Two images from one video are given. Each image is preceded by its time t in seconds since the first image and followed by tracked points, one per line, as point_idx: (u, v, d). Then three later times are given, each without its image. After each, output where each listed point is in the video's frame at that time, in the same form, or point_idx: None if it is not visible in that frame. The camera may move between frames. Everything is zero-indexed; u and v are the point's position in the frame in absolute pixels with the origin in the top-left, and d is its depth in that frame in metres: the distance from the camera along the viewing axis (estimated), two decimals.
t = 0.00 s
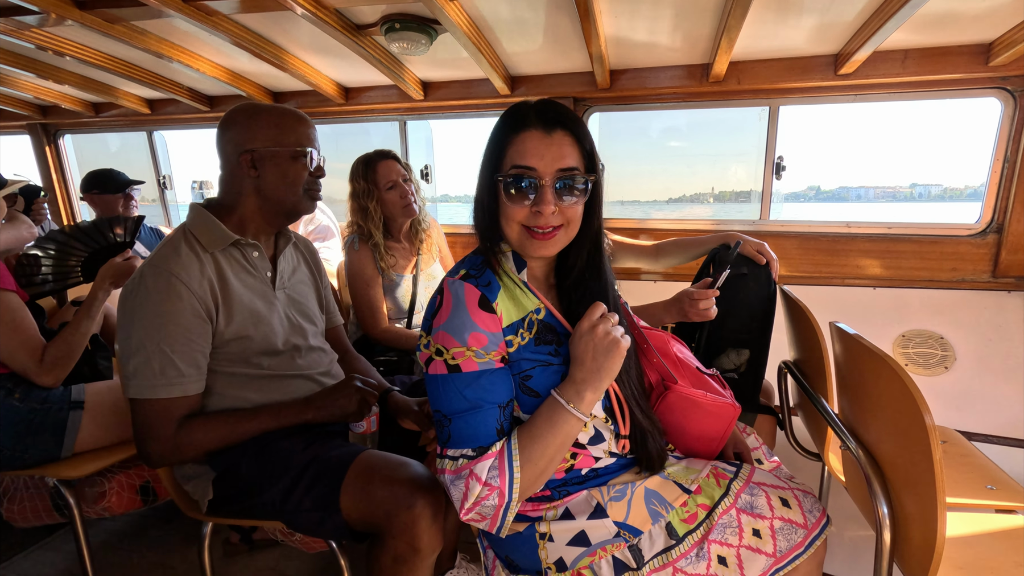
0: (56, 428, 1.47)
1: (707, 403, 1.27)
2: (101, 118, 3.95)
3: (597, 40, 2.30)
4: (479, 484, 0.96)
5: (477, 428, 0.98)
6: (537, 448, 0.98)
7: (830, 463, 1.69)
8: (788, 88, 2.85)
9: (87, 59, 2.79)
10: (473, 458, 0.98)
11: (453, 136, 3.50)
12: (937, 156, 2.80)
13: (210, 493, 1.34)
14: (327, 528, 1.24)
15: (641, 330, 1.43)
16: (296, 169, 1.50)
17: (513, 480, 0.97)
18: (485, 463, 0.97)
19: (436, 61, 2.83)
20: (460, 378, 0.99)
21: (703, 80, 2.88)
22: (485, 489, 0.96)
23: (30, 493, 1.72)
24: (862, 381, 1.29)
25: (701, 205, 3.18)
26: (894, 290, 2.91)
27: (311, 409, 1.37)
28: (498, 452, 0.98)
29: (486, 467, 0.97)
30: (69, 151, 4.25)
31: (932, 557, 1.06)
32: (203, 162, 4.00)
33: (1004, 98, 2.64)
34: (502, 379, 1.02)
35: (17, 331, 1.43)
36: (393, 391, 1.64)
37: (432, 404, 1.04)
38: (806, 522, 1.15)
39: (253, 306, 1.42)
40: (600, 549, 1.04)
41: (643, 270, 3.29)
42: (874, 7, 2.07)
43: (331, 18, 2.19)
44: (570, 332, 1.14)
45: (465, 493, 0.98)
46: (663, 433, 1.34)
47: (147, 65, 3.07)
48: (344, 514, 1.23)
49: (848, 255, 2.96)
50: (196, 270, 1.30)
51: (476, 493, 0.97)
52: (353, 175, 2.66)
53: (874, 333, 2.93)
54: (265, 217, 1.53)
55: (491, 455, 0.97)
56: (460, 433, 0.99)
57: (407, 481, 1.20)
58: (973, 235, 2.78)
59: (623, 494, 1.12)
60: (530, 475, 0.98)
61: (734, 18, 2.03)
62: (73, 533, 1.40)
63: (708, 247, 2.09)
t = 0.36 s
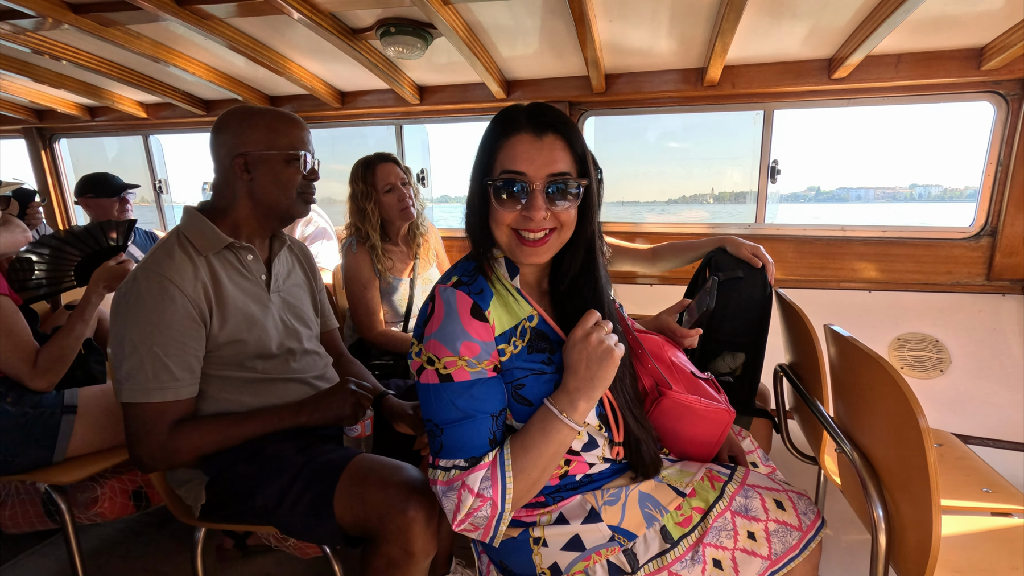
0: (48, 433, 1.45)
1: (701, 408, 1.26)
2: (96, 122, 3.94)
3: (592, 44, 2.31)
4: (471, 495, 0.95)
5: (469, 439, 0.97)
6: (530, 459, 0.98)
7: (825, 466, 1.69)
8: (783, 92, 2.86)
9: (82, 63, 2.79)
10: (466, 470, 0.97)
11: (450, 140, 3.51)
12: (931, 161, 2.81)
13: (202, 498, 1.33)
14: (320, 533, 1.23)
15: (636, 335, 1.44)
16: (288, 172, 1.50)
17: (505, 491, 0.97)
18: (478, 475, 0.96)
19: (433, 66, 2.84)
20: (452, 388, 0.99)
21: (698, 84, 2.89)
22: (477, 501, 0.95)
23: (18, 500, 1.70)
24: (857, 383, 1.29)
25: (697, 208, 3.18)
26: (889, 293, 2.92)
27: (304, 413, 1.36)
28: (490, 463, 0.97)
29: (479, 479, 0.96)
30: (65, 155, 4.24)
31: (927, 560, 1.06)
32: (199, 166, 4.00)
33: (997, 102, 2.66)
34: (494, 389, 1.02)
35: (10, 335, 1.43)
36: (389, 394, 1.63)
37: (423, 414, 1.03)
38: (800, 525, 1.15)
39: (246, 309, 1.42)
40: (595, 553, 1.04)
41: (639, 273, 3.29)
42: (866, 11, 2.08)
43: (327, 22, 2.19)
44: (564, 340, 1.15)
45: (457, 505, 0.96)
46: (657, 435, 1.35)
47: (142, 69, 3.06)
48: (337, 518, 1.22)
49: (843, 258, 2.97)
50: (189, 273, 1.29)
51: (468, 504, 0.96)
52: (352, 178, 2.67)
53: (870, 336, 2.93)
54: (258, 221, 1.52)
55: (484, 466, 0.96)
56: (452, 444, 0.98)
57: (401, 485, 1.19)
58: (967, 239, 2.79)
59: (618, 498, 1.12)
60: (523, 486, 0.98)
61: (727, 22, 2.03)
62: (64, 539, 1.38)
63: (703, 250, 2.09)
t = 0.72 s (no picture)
0: (53, 442, 1.47)
1: (705, 417, 1.27)
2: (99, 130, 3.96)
3: (594, 55, 2.33)
4: (480, 506, 0.96)
5: (476, 449, 0.99)
6: (538, 469, 0.98)
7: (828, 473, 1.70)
8: (782, 102, 2.89)
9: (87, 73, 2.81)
10: (475, 480, 0.98)
11: (452, 148, 3.54)
12: (930, 170, 2.84)
13: (208, 508, 1.34)
14: (326, 542, 1.23)
15: (640, 344, 1.45)
16: (293, 182, 1.51)
17: (513, 501, 0.97)
18: (486, 485, 0.97)
19: (436, 76, 2.87)
20: (459, 399, 1.00)
21: (698, 94, 2.92)
22: (486, 511, 0.96)
23: (23, 508, 1.69)
24: (860, 391, 1.30)
25: (697, 216, 3.20)
26: (889, 301, 2.94)
27: (310, 422, 1.37)
28: (498, 473, 0.98)
29: (487, 488, 0.97)
30: (68, 163, 4.26)
31: (932, 569, 1.06)
32: (202, 174, 4.02)
33: (994, 113, 2.69)
34: (501, 399, 1.03)
35: (15, 344, 1.43)
36: (392, 403, 1.63)
37: (431, 424, 1.04)
38: (805, 533, 1.15)
39: (252, 318, 1.43)
40: (601, 562, 1.04)
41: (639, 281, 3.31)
42: (865, 23, 2.10)
43: (331, 33, 2.21)
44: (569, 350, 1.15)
45: (467, 515, 0.97)
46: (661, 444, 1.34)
47: (147, 79, 3.08)
48: (343, 527, 1.22)
49: (843, 266, 2.98)
50: (195, 283, 1.30)
51: (477, 515, 0.97)
52: (362, 182, 2.70)
53: (871, 343, 2.93)
54: (263, 230, 1.53)
55: (492, 476, 0.97)
56: (460, 454, 0.99)
57: (407, 494, 1.20)
58: (966, 247, 2.81)
59: (623, 507, 1.12)
60: (531, 496, 0.98)
61: (728, 34, 2.06)
62: (68, 549, 1.38)
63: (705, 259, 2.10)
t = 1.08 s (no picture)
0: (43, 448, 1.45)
1: (705, 421, 1.28)
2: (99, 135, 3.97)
3: (594, 62, 2.35)
4: (482, 500, 0.96)
5: (477, 444, 0.98)
6: (539, 463, 0.97)
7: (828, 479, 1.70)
8: (780, 108, 2.91)
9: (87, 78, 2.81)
10: (475, 475, 0.98)
11: (451, 154, 3.55)
12: (927, 176, 2.86)
13: (208, 513, 1.33)
14: (325, 549, 1.23)
15: (638, 348, 1.44)
16: (295, 188, 1.51)
17: (514, 496, 0.97)
18: (487, 479, 0.96)
19: (435, 82, 2.88)
20: (461, 393, 1.00)
21: (697, 101, 2.93)
22: (488, 505, 0.96)
23: (20, 514, 1.69)
24: (859, 398, 1.31)
25: (696, 222, 3.21)
26: (887, 306, 2.95)
27: (310, 427, 1.36)
28: (500, 469, 0.98)
29: (488, 483, 0.96)
30: (67, 167, 4.26)
31: None
32: (202, 179, 4.03)
33: (991, 120, 2.71)
34: (502, 395, 1.03)
35: None
36: (392, 409, 1.63)
37: (432, 421, 1.04)
38: (804, 540, 1.15)
39: (252, 322, 1.43)
40: (601, 568, 1.03)
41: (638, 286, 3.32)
42: (862, 31, 2.12)
43: (332, 40, 2.23)
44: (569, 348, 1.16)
45: (467, 512, 0.97)
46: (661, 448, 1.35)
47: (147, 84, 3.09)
48: (343, 534, 1.22)
49: (841, 272, 3.00)
50: (197, 287, 1.30)
51: (478, 509, 0.96)
52: (364, 185, 2.71)
53: (870, 349, 2.93)
54: (265, 236, 1.54)
55: (494, 471, 0.97)
56: (461, 450, 0.99)
57: (407, 500, 1.19)
58: (964, 253, 2.83)
59: (623, 514, 1.12)
60: (533, 491, 0.98)
61: (727, 41, 2.07)
62: (66, 555, 1.37)
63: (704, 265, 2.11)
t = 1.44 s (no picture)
0: (31, 453, 1.43)
1: (703, 416, 1.28)
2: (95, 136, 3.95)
3: (592, 64, 2.35)
4: (482, 483, 0.95)
5: (479, 429, 0.98)
6: (539, 449, 0.97)
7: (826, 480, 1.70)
8: (778, 110, 2.91)
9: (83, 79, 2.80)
10: (476, 458, 0.97)
11: (449, 155, 3.55)
12: (924, 178, 2.86)
13: (205, 516, 1.34)
14: (323, 551, 1.22)
15: (639, 346, 1.45)
16: (294, 190, 1.51)
17: (515, 480, 0.96)
18: (488, 462, 0.96)
19: (434, 83, 2.88)
20: (464, 379, 1.00)
21: (695, 102, 2.94)
22: (488, 489, 0.95)
23: (15, 517, 1.67)
24: (857, 399, 1.31)
25: (694, 223, 3.21)
26: (885, 308, 2.96)
27: (308, 429, 1.36)
28: (500, 453, 0.97)
29: (489, 465, 0.96)
30: (63, 168, 4.24)
31: None
32: (199, 180, 4.02)
33: (988, 122, 2.72)
34: (505, 382, 1.03)
35: None
36: (391, 410, 1.63)
37: (435, 407, 1.04)
38: (803, 537, 1.15)
39: (251, 323, 1.42)
40: (602, 564, 1.04)
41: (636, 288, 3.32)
42: (860, 33, 2.13)
43: (331, 41, 2.23)
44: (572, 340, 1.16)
45: (468, 494, 0.96)
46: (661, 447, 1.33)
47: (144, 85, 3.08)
48: (342, 535, 1.21)
49: (839, 273, 3.00)
50: (195, 288, 1.30)
51: (479, 492, 0.95)
52: (367, 184, 2.70)
53: (868, 350, 2.93)
54: (264, 237, 1.54)
55: (495, 455, 0.97)
56: (463, 434, 0.99)
57: (406, 501, 1.19)
58: (961, 255, 2.83)
59: (625, 510, 1.12)
60: (532, 475, 0.97)
61: (725, 43, 2.07)
62: (61, 558, 1.36)
63: (703, 266, 2.11)
